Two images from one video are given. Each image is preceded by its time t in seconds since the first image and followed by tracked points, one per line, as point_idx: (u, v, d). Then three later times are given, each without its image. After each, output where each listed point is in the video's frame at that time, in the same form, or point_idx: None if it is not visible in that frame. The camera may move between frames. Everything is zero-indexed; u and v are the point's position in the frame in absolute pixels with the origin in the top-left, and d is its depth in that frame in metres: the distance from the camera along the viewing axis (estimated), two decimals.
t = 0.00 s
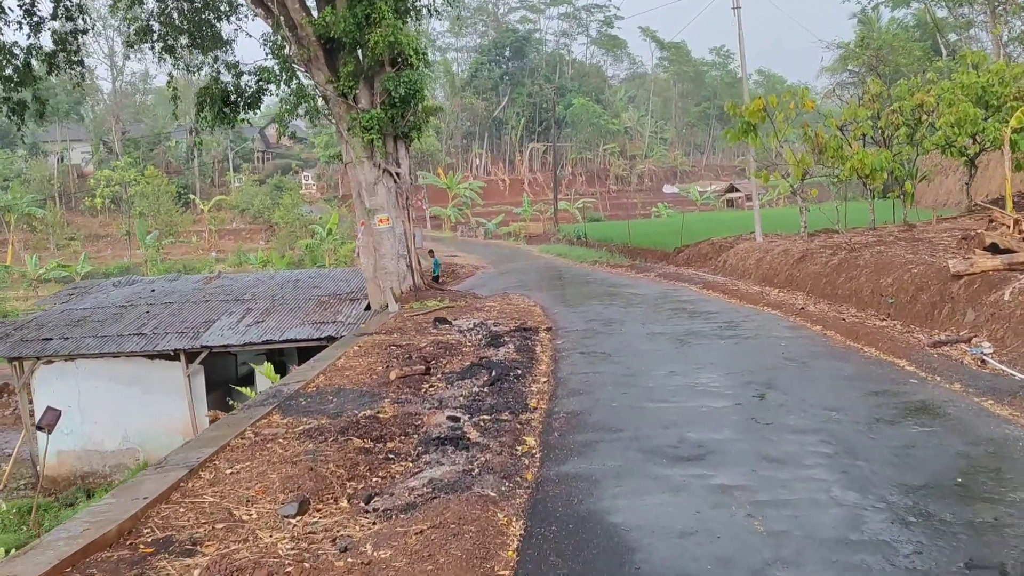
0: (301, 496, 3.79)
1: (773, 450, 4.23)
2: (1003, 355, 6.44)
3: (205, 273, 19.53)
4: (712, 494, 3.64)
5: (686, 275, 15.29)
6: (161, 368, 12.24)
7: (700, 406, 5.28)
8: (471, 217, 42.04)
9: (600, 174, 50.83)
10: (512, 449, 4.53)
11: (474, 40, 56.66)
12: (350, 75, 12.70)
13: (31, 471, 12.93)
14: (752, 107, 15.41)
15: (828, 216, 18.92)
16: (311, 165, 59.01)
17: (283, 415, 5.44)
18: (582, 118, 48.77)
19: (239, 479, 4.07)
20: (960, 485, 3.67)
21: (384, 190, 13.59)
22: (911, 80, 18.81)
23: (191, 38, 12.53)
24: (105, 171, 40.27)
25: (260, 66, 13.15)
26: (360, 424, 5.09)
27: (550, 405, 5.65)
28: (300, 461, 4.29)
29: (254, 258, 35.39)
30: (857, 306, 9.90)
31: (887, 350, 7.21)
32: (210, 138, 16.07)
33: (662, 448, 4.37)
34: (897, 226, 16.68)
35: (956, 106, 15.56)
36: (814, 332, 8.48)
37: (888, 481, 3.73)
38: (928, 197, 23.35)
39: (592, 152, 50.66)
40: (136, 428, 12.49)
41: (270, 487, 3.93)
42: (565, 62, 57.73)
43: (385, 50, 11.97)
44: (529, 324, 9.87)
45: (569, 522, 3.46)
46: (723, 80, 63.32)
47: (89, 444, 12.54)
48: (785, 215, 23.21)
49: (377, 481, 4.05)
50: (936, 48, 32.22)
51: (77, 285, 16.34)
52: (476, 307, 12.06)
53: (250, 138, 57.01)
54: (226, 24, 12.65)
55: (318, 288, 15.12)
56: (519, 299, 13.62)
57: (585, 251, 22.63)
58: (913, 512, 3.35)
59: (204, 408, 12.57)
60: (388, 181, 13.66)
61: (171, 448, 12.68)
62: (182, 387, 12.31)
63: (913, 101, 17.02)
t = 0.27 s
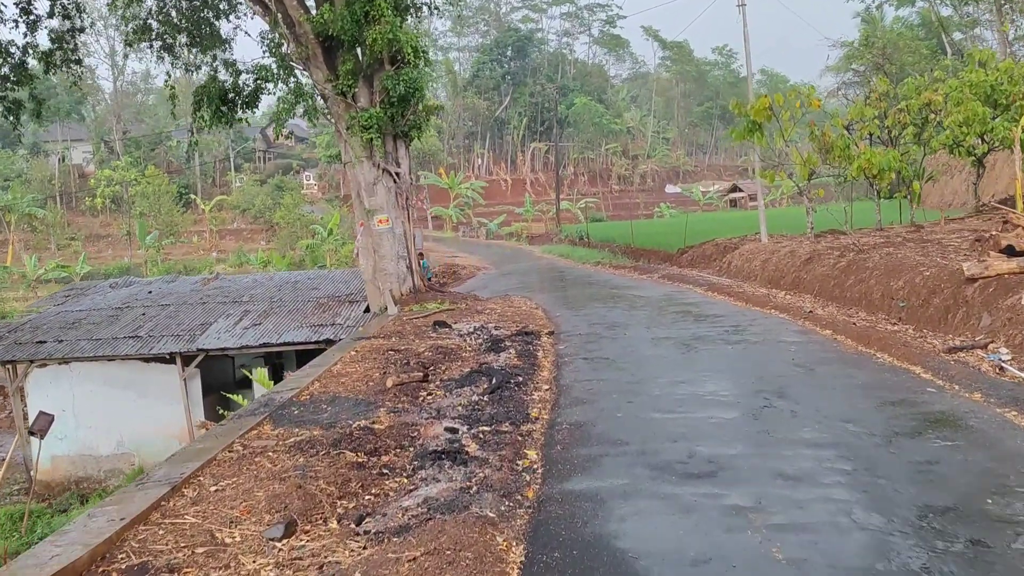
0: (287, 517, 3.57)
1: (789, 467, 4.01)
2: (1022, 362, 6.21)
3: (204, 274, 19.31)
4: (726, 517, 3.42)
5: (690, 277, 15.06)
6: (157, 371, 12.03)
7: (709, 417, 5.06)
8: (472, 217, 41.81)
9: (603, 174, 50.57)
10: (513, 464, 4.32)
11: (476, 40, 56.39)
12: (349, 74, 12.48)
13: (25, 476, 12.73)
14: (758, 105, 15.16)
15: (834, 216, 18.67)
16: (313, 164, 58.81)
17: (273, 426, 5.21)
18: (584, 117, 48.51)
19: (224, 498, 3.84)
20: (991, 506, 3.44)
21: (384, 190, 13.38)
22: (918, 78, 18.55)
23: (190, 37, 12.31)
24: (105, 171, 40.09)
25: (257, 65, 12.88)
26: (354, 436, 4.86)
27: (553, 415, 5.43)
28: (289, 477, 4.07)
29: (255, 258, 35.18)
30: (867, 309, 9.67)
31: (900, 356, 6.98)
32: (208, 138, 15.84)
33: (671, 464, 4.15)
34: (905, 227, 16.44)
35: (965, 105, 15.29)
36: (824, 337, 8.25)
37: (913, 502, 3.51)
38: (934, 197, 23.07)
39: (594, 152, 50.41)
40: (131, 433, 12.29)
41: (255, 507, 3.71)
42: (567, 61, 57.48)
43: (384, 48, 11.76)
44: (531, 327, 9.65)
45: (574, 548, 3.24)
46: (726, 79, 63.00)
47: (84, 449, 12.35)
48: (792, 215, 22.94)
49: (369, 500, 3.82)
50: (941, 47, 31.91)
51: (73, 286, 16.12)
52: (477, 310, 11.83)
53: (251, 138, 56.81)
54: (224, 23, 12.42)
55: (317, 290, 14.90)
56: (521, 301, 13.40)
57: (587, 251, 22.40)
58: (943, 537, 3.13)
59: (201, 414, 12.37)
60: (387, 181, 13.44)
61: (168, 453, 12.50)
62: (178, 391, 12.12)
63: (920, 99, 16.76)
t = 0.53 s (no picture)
0: (271, 537, 3.36)
1: (802, 482, 3.81)
2: None
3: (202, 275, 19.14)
4: (737, 537, 3.23)
5: (694, 278, 14.83)
6: (152, 374, 11.85)
7: (717, 428, 4.85)
8: (474, 217, 41.58)
9: (605, 174, 50.33)
10: (511, 478, 4.11)
11: (478, 40, 56.18)
12: (348, 72, 12.28)
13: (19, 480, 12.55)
14: (763, 104, 14.93)
15: (840, 217, 18.43)
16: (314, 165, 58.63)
17: (261, 435, 5.00)
18: (586, 117, 48.27)
19: (205, 515, 3.64)
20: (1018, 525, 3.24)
21: (383, 191, 13.18)
22: (925, 77, 18.30)
23: (189, 36, 12.12)
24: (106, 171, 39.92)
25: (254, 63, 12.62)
26: (346, 446, 4.66)
27: (553, 424, 5.23)
28: (275, 492, 3.86)
29: (256, 258, 34.98)
30: (876, 312, 9.45)
31: (913, 362, 6.76)
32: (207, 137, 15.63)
33: (678, 479, 3.95)
34: (912, 227, 16.20)
35: (973, 104, 15.06)
36: (833, 341, 8.04)
37: (936, 522, 3.31)
38: (941, 197, 22.81)
39: (597, 152, 50.19)
40: (126, 437, 12.09)
41: (238, 525, 3.50)
42: (569, 61, 57.25)
43: (383, 46, 11.57)
44: (532, 330, 9.44)
45: (576, 572, 3.04)
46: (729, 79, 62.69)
47: (78, 452, 12.16)
48: (797, 216, 22.69)
49: (359, 516, 3.62)
50: (945, 46, 31.62)
51: (69, 287, 15.92)
52: (478, 312, 11.62)
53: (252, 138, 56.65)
54: (224, 22, 12.22)
55: (316, 292, 14.71)
56: (522, 303, 13.19)
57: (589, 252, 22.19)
58: (971, 561, 2.93)
59: (197, 417, 12.18)
60: (387, 181, 13.23)
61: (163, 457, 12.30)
62: (174, 394, 11.93)
63: (927, 98, 16.52)
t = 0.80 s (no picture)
0: (252, 551, 3.13)
1: (820, 491, 3.59)
2: None
3: (201, 274, 19.00)
4: (753, 551, 3.01)
5: (699, 277, 14.59)
6: (148, 373, 11.63)
7: (728, 434, 4.62)
8: (477, 216, 41.28)
9: (608, 173, 50.02)
10: (510, 485, 3.90)
11: (481, 38, 55.90)
12: (347, 67, 12.06)
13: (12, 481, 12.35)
14: (770, 100, 14.67)
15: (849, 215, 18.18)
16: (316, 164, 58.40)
17: (251, 438, 4.80)
18: (589, 116, 47.98)
19: (186, 525, 3.42)
20: None
21: (383, 187, 12.95)
22: (933, 73, 17.99)
23: (189, 33, 11.91)
24: (107, 170, 39.69)
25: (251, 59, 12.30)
26: (337, 451, 4.43)
27: (555, 427, 5.00)
28: (260, 500, 3.65)
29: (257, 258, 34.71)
30: (887, 311, 9.21)
31: (929, 362, 6.53)
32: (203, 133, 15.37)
33: (687, 487, 3.73)
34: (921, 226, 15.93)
35: (982, 101, 14.79)
36: (844, 341, 7.81)
37: (967, 535, 3.09)
38: (949, 195, 22.52)
39: (600, 151, 49.91)
40: (122, 438, 11.88)
41: (218, 536, 3.28)
42: (572, 60, 56.97)
43: (383, 40, 11.34)
44: (533, 329, 9.21)
45: None
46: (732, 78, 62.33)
47: (72, 453, 11.95)
48: (803, 214, 22.41)
49: (347, 527, 3.40)
50: (952, 44, 31.29)
51: (65, 286, 15.70)
52: (479, 311, 11.39)
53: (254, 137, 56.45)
54: (224, 18, 11.97)
55: (315, 291, 14.50)
56: (524, 302, 12.97)
57: (592, 251, 21.94)
58: None
59: (193, 417, 11.96)
60: (387, 177, 13.01)
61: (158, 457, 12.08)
62: (170, 394, 11.71)
63: (936, 94, 16.24)
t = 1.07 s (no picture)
0: None
1: (840, 517, 3.38)
2: None
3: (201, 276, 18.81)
4: None
5: (705, 281, 14.34)
6: (144, 378, 11.43)
7: (740, 451, 4.41)
8: (480, 217, 41.02)
9: (612, 174, 49.76)
10: (511, 507, 3.68)
11: (484, 39, 55.69)
12: (347, 67, 11.85)
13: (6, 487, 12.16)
14: (777, 100, 14.41)
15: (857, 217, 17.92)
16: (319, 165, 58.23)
17: (239, 454, 4.57)
18: (592, 116, 47.72)
19: (163, 553, 3.20)
20: None
21: (383, 189, 12.74)
22: (942, 73, 17.71)
23: (189, 33, 11.73)
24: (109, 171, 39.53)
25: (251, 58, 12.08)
26: (328, 469, 4.21)
27: (558, 442, 4.78)
28: (244, 525, 3.44)
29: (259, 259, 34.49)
30: (899, 317, 8.97)
31: (946, 373, 6.29)
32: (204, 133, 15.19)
33: (698, 510, 3.52)
34: (931, 229, 15.67)
35: (994, 101, 14.51)
36: (856, 348, 7.59)
37: (1002, 567, 2.88)
38: (957, 196, 22.24)
39: (604, 152, 49.68)
40: (119, 443, 11.70)
41: (197, 566, 3.06)
42: (576, 61, 56.71)
43: (383, 38, 11.12)
44: (536, 335, 9.00)
45: None
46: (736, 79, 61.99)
47: (67, 459, 11.75)
48: (809, 216, 22.16)
49: (335, 555, 3.18)
50: (959, 44, 30.98)
51: (63, 289, 15.52)
52: (481, 315, 11.17)
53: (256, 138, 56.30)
54: (224, 18, 11.79)
55: (316, 294, 14.30)
56: (527, 306, 12.76)
57: (596, 253, 21.70)
58: None
59: (191, 423, 11.78)
60: (387, 179, 12.79)
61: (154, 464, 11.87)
62: (166, 399, 11.50)
63: (945, 95, 15.97)
